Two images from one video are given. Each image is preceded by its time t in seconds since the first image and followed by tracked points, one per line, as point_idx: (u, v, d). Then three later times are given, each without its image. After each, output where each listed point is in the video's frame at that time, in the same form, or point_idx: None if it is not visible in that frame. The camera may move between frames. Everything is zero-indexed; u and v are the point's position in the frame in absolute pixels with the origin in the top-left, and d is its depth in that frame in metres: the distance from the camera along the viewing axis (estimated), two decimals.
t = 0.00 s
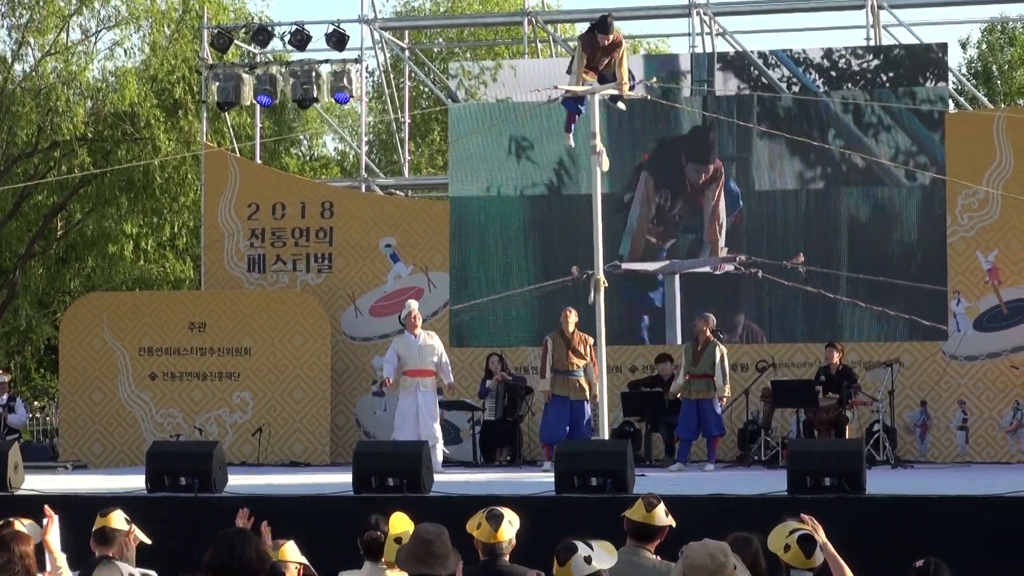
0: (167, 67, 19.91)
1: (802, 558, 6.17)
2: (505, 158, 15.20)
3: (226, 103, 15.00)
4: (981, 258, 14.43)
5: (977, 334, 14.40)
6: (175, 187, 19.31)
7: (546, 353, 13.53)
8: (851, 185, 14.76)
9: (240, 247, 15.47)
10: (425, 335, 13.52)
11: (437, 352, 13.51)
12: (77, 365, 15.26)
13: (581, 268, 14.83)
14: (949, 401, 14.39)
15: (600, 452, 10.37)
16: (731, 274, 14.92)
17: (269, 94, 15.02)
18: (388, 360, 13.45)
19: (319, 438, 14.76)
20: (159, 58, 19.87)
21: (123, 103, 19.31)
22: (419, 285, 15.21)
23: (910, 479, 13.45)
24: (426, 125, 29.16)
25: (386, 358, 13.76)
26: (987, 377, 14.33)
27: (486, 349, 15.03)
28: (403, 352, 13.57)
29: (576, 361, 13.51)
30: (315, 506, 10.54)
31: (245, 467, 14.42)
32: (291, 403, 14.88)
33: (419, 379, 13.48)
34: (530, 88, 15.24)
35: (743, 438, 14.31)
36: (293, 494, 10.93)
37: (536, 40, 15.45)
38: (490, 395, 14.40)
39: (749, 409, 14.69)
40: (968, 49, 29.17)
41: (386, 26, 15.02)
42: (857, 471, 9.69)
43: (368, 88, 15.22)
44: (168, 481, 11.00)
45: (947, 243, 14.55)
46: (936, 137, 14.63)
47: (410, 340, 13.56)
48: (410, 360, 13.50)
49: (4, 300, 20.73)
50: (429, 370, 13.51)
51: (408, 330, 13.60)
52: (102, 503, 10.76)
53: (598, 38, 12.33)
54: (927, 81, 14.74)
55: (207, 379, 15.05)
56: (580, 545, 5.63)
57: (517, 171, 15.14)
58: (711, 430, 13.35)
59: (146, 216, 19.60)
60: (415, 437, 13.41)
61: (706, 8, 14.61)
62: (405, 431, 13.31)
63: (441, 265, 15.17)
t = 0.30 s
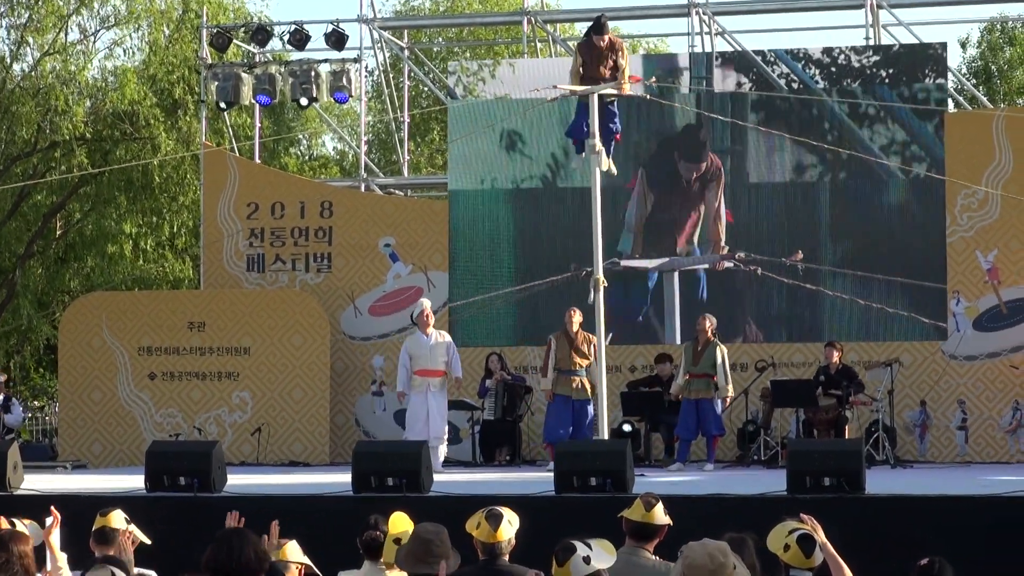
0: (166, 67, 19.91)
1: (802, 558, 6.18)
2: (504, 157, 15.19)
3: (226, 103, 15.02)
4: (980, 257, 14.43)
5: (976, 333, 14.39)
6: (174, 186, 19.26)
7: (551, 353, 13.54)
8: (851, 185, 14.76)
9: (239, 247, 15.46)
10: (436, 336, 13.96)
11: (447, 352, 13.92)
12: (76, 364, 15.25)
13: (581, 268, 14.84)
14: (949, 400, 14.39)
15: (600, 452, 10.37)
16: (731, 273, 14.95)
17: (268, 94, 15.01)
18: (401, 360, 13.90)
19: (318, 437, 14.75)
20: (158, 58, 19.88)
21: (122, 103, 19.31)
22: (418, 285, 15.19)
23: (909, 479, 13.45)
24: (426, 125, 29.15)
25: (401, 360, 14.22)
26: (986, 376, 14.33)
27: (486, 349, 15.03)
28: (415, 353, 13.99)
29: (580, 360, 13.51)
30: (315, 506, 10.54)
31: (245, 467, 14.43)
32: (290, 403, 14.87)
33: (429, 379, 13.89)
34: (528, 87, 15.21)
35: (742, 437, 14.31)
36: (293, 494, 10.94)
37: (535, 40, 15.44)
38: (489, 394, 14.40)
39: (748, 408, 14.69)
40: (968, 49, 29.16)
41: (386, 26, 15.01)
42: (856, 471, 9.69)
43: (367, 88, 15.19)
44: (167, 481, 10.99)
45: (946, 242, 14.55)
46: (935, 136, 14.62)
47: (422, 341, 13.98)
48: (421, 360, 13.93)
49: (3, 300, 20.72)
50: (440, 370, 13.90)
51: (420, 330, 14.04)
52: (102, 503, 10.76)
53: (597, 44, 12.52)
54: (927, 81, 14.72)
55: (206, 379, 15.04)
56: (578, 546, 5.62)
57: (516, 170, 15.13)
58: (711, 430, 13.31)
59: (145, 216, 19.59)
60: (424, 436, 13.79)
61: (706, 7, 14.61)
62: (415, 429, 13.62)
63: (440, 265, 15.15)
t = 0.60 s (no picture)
0: (165, 67, 19.92)
1: (801, 558, 6.17)
2: (503, 158, 15.19)
3: (226, 103, 15.02)
4: (979, 258, 14.44)
5: (975, 334, 14.41)
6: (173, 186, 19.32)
7: (551, 353, 13.56)
8: (849, 185, 14.77)
9: (239, 247, 15.46)
10: (438, 336, 14.01)
11: (448, 352, 13.96)
12: (75, 364, 15.24)
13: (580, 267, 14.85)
14: (948, 401, 14.40)
15: (599, 452, 10.38)
16: (729, 273, 14.96)
17: (267, 94, 15.00)
18: (402, 360, 13.96)
19: (317, 438, 14.76)
20: (157, 58, 19.89)
21: (120, 103, 19.32)
22: (417, 285, 15.20)
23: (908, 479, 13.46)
24: (426, 125, 29.15)
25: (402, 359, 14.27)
26: (985, 376, 14.34)
27: (485, 349, 15.04)
28: (417, 353, 14.03)
29: (579, 361, 13.52)
30: (315, 506, 10.55)
31: (244, 467, 14.43)
32: (289, 403, 14.87)
33: (430, 379, 13.96)
34: (527, 87, 15.21)
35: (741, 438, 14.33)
36: (292, 494, 10.94)
37: (535, 40, 15.44)
38: (489, 394, 14.42)
39: (747, 408, 14.70)
40: (967, 49, 29.18)
41: (385, 26, 15.01)
42: (855, 471, 9.70)
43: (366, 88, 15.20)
44: (167, 481, 11.01)
45: (946, 242, 14.55)
46: (934, 137, 14.62)
47: (424, 341, 14.02)
48: (423, 359, 13.99)
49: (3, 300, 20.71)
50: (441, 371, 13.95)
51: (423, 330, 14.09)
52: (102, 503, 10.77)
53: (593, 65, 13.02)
54: (926, 82, 14.70)
55: (205, 379, 15.05)
56: (578, 546, 5.61)
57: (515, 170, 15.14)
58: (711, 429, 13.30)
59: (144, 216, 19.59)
60: (424, 436, 13.84)
61: (705, 8, 14.62)
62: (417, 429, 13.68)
63: (440, 265, 15.17)
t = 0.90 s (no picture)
0: (165, 70, 19.93)
1: (801, 559, 6.17)
2: (502, 161, 15.17)
3: (225, 105, 14.98)
4: (978, 260, 14.45)
5: (975, 335, 14.41)
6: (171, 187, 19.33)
7: (550, 355, 13.58)
8: (850, 189, 14.74)
9: (238, 249, 15.45)
10: (437, 338, 13.98)
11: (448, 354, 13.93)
12: (75, 366, 15.22)
13: (581, 269, 14.85)
14: (947, 403, 14.40)
15: (599, 456, 10.39)
16: (728, 276, 14.97)
17: (266, 96, 14.96)
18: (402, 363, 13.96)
19: (317, 440, 14.76)
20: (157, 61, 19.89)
21: (119, 105, 19.31)
22: (416, 287, 15.19)
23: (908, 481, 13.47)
24: (426, 127, 29.16)
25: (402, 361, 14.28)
26: (985, 378, 14.34)
27: (485, 351, 15.05)
28: (416, 355, 14.02)
29: (579, 364, 13.53)
30: (314, 508, 10.55)
31: (244, 469, 14.43)
32: (289, 406, 14.87)
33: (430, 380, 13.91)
34: (524, 90, 15.20)
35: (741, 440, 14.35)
36: (292, 497, 10.94)
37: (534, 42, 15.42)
38: (489, 397, 14.46)
39: (747, 410, 14.71)
40: (967, 50, 29.21)
41: (384, 28, 15.00)
42: (855, 474, 9.70)
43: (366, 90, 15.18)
44: (166, 485, 11.00)
45: (945, 244, 14.55)
46: (935, 138, 14.59)
47: (423, 343, 14.00)
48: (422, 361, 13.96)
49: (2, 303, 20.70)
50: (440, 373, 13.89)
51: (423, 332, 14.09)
52: (102, 506, 10.77)
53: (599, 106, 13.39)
54: (927, 84, 14.67)
55: (205, 381, 15.03)
56: (577, 548, 5.97)
57: (515, 172, 15.13)
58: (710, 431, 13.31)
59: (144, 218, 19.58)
60: (423, 438, 13.86)
61: (704, 9, 14.61)
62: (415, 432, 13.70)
63: (440, 268, 15.18)
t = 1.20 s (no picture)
0: (163, 72, 19.96)
1: (798, 562, 6.13)
2: (501, 163, 15.18)
3: (222, 108, 14.98)
4: (977, 262, 14.45)
5: (973, 338, 14.40)
6: (169, 189, 19.33)
7: (550, 357, 13.63)
8: (847, 192, 14.79)
9: (237, 251, 15.45)
10: (435, 340, 14.00)
11: (446, 356, 13.99)
12: (74, 368, 15.23)
13: (578, 272, 14.87)
14: (946, 405, 14.40)
15: (596, 458, 10.40)
16: (725, 278, 14.99)
17: (265, 98, 14.95)
18: (400, 367, 14.00)
19: (315, 443, 14.77)
20: (154, 63, 19.91)
21: (117, 108, 19.25)
22: (415, 289, 15.19)
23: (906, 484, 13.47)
24: (424, 130, 29.19)
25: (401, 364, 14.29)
26: (983, 381, 14.34)
27: (484, 354, 15.06)
28: (414, 357, 14.03)
29: (579, 365, 13.56)
30: (313, 510, 10.55)
31: (242, 471, 14.44)
32: (287, 408, 14.87)
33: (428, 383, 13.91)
34: (522, 92, 15.22)
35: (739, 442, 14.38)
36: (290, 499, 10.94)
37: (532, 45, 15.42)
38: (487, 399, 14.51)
39: (746, 413, 14.71)
40: (966, 53, 29.24)
41: (383, 30, 15.01)
42: (853, 476, 9.74)
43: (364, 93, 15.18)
44: (164, 486, 11.02)
45: (944, 247, 14.56)
46: (932, 141, 14.65)
47: (421, 344, 14.01)
48: (420, 363, 13.96)
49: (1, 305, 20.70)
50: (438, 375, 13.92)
51: (421, 334, 14.11)
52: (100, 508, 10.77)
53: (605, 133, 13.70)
54: (924, 87, 14.72)
55: (203, 383, 15.03)
56: (580, 548, 5.74)
57: (514, 175, 15.15)
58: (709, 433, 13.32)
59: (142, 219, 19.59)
60: (420, 441, 13.88)
61: (703, 12, 14.62)
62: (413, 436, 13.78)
63: (438, 270, 15.17)
